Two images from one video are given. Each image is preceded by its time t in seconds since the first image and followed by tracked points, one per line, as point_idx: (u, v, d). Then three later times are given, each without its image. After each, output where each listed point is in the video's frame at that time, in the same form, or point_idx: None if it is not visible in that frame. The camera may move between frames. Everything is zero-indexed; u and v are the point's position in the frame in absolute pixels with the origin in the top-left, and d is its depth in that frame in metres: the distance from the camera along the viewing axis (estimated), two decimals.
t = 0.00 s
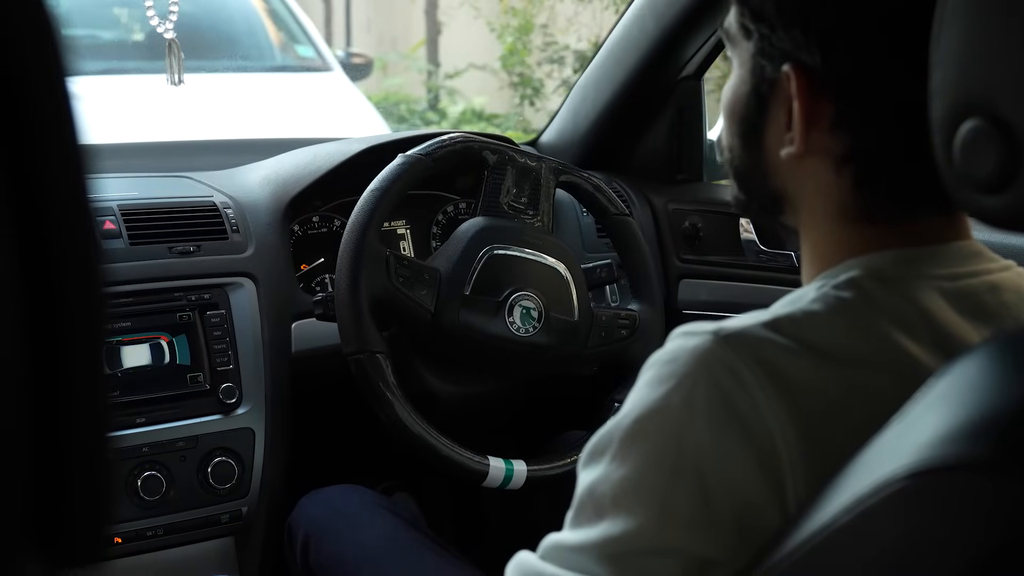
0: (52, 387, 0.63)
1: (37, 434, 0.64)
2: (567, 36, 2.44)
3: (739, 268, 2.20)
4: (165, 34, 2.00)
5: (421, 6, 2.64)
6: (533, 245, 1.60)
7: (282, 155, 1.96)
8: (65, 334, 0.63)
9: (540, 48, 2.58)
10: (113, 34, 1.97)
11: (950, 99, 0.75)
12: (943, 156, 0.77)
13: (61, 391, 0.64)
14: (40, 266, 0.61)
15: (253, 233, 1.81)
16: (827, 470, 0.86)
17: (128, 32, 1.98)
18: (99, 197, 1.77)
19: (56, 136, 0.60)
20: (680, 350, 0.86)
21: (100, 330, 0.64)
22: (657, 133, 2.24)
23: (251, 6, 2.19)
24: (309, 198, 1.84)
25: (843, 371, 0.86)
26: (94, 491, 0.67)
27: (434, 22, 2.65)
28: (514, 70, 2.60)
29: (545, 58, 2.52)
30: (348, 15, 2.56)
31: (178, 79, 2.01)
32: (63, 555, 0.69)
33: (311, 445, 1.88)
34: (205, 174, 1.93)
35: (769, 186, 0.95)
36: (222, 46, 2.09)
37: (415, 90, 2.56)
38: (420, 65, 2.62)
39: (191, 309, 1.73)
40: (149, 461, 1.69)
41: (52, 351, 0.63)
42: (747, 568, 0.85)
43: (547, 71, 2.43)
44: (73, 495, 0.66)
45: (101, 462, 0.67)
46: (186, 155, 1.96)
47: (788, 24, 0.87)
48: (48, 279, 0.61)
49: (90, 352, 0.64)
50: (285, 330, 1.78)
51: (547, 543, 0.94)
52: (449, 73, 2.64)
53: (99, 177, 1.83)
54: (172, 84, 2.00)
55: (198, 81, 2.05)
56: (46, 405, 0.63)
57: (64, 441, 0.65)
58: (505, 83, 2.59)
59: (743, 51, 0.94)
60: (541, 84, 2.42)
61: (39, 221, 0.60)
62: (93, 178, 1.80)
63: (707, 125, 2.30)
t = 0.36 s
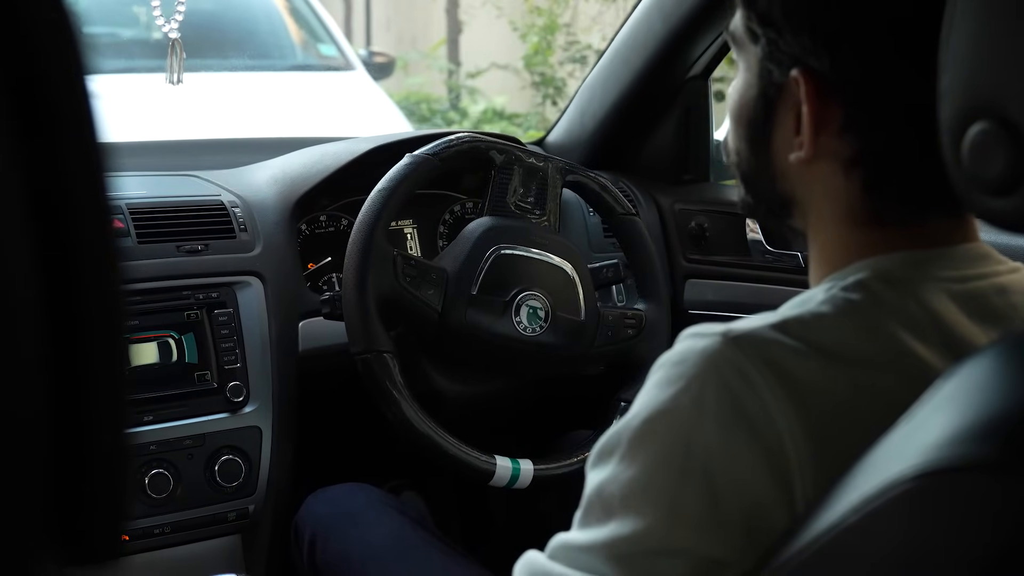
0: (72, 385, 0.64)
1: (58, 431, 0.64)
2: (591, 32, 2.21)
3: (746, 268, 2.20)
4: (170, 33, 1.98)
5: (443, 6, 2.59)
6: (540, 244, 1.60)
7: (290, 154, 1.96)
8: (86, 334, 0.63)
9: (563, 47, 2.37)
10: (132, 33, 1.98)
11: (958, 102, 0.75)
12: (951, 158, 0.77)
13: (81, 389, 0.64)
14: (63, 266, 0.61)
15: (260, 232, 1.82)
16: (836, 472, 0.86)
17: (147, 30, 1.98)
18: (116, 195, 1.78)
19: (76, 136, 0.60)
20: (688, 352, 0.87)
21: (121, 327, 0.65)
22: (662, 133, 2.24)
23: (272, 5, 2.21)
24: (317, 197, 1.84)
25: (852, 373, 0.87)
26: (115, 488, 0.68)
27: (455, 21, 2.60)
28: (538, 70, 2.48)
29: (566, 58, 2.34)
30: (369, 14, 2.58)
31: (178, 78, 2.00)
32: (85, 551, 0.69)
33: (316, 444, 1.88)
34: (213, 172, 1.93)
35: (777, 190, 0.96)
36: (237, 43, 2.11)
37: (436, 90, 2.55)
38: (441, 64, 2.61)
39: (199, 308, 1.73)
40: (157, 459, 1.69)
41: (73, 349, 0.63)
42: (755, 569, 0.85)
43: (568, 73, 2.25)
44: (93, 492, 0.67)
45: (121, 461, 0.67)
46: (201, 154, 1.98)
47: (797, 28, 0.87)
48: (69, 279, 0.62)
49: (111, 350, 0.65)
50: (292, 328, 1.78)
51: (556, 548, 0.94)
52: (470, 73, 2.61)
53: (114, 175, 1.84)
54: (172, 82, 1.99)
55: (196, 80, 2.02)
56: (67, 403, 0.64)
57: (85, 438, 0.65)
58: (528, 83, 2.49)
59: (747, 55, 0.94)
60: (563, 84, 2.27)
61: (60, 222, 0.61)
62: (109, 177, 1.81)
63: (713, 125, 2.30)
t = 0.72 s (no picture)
0: (101, 384, 0.66)
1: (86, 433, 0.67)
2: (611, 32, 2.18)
3: (757, 269, 2.20)
4: (176, 31, 1.92)
5: (463, 7, 2.68)
6: (551, 244, 1.60)
7: (300, 154, 1.96)
8: (113, 337, 0.66)
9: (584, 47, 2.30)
10: (151, 33, 1.92)
11: (976, 102, 0.75)
12: (969, 159, 0.77)
13: (109, 388, 0.67)
14: (93, 270, 0.65)
15: (271, 232, 1.82)
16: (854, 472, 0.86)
17: (164, 30, 1.92)
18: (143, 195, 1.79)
19: (108, 145, 0.63)
20: (704, 354, 0.87)
21: (148, 331, 0.68)
22: (673, 134, 2.24)
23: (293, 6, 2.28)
24: (328, 197, 1.85)
25: (867, 373, 0.86)
26: (139, 487, 0.70)
27: (474, 21, 2.69)
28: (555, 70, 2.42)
29: (589, 60, 2.24)
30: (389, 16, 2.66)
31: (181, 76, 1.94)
32: (107, 557, 0.71)
33: (329, 443, 1.91)
34: (221, 172, 1.92)
35: (791, 189, 0.96)
36: (255, 42, 2.13)
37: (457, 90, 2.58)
38: (460, 64, 2.67)
39: (211, 307, 1.74)
40: (169, 459, 1.69)
41: (101, 351, 0.66)
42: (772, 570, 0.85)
43: (590, 74, 2.22)
44: (119, 491, 0.69)
45: (146, 465, 0.70)
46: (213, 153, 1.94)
47: (812, 28, 0.87)
48: (100, 281, 0.65)
49: (137, 351, 0.67)
50: (304, 327, 1.79)
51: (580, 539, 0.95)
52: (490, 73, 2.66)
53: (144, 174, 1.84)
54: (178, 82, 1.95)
55: (218, 79, 2.04)
56: (96, 401, 0.67)
57: (112, 436, 0.68)
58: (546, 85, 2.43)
59: (763, 55, 0.94)
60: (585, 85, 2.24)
61: (94, 226, 0.64)
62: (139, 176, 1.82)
63: (725, 126, 2.30)
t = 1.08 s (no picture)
0: (115, 377, 0.65)
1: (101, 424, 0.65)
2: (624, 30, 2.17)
3: (770, 268, 2.19)
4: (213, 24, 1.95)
5: (474, 5, 2.64)
6: (564, 241, 1.60)
7: (315, 149, 1.96)
8: (129, 327, 0.64)
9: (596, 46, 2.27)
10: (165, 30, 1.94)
11: (991, 98, 0.74)
12: (985, 155, 0.77)
13: (124, 381, 0.65)
14: (107, 259, 0.62)
15: (284, 227, 1.82)
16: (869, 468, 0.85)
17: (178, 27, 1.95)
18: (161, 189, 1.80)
19: (125, 130, 0.61)
20: (722, 358, 0.85)
21: (163, 319, 0.65)
22: (687, 132, 2.24)
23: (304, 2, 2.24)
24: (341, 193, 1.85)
25: (878, 376, 0.86)
26: (155, 479, 0.68)
27: (485, 19, 2.66)
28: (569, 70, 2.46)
29: (601, 58, 2.22)
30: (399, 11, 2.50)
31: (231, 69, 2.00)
32: (122, 546, 0.69)
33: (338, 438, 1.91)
34: (232, 167, 1.92)
35: (808, 189, 0.94)
36: (267, 39, 2.13)
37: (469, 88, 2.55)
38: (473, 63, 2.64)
39: (223, 303, 1.74)
40: (179, 453, 1.70)
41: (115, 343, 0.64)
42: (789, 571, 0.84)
43: (601, 73, 2.21)
44: (133, 484, 0.67)
45: (161, 455, 0.68)
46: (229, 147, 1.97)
47: (828, 23, 0.87)
48: (114, 270, 0.62)
49: (151, 343, 0.65)
50: (315, 322, 1.79)
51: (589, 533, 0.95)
52: (502, 71, 2.66)
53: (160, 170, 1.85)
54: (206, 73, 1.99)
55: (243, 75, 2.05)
56: (110, 393, 0.65)
57: (127, 428, 0.66)
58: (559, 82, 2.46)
59: (778, 55, 0.93)
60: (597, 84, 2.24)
61: (108, 215, 0.61)
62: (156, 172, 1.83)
63: (740, 125, 2.30)
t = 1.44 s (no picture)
0: (123, 380, 0.65)
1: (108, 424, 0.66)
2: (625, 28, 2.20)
3: (772, 269, 2.19)
4: (202, 25, 1.95)
5: (476, 5, 2.61)
6: (566, 241, 1.60)
7: (317, 148, 1.96)
8: (138, 332, 0.64)
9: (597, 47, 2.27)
10: (166, 29, 1.92)
11: (997, 99, 0.74)
12: (990, 156, 0.76)
13: (130, 384, 0.65)
14: (117, 268, 0.62)
15: (286, 225, 1.82)
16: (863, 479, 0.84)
17: (179, 26, 1.93)
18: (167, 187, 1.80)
19: (133, 132, 0.60)
20: (720, 359, 0.85)
21: (170, 321, 0.66)
22: (689, 131, 2.24)
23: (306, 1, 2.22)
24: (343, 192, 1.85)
25: (878, 383, 0.85)
26: (160, 478, 0.69)
27: (486, 19, 2.62)
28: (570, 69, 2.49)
29: (602, 59, 2.22)
30: (402, 13, 2.49)
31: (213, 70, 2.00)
32: (128, 542, 0.69)
33: (339, 440, 1.93)
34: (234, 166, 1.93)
35: (818, 186, 0.95)
36: (268, 38, 2.12)
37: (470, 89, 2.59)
38: (473, 62, 2.60)
39: (224, 301, 1.74)
40: (180, 452, 1.70)
41: (123, 347, 0.64)
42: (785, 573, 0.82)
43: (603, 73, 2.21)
44: (139, 484, 0.68)
45: (166, 454, 0.69)
46: (229, 146, 1.99)
47: (845, 17, 0.87)
48: (124, 278, 0.62)
49: (160, 344, 0.66)
50: (316, 321, 1.79)
51: (581, 506, 0.95)
52: (503, 71, 2.62)
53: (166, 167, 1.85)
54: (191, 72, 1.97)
55: (236, 75, 2.04)
56: (117, 396, 0.65)
57: (134, 429, 0.67)
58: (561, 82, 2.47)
59: (791, 50, 0.93)
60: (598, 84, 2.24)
61: (117, 219, 0.61)
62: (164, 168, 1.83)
63: (741, 124, 2.30)
